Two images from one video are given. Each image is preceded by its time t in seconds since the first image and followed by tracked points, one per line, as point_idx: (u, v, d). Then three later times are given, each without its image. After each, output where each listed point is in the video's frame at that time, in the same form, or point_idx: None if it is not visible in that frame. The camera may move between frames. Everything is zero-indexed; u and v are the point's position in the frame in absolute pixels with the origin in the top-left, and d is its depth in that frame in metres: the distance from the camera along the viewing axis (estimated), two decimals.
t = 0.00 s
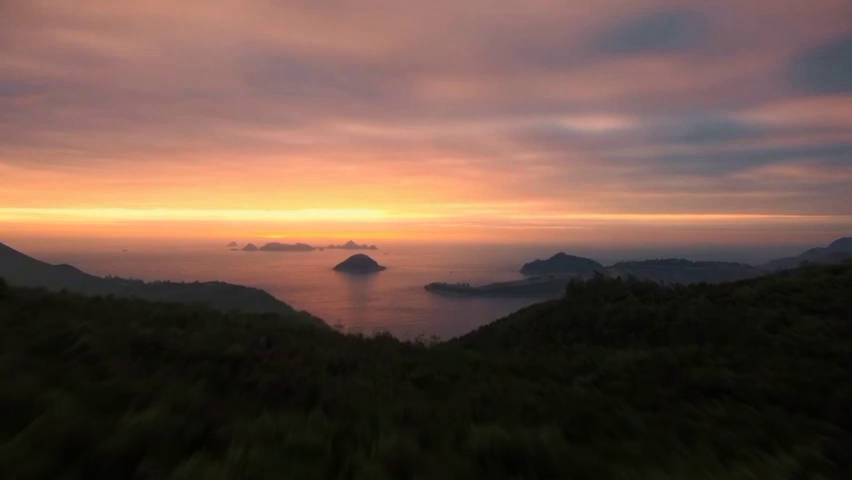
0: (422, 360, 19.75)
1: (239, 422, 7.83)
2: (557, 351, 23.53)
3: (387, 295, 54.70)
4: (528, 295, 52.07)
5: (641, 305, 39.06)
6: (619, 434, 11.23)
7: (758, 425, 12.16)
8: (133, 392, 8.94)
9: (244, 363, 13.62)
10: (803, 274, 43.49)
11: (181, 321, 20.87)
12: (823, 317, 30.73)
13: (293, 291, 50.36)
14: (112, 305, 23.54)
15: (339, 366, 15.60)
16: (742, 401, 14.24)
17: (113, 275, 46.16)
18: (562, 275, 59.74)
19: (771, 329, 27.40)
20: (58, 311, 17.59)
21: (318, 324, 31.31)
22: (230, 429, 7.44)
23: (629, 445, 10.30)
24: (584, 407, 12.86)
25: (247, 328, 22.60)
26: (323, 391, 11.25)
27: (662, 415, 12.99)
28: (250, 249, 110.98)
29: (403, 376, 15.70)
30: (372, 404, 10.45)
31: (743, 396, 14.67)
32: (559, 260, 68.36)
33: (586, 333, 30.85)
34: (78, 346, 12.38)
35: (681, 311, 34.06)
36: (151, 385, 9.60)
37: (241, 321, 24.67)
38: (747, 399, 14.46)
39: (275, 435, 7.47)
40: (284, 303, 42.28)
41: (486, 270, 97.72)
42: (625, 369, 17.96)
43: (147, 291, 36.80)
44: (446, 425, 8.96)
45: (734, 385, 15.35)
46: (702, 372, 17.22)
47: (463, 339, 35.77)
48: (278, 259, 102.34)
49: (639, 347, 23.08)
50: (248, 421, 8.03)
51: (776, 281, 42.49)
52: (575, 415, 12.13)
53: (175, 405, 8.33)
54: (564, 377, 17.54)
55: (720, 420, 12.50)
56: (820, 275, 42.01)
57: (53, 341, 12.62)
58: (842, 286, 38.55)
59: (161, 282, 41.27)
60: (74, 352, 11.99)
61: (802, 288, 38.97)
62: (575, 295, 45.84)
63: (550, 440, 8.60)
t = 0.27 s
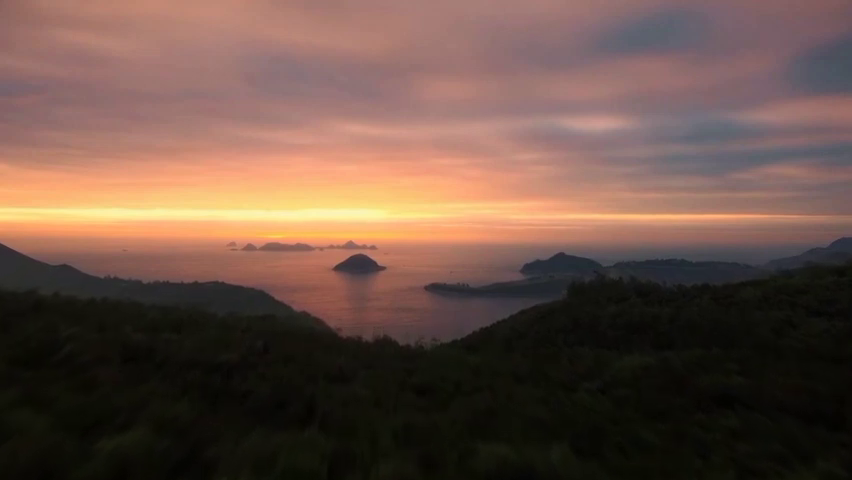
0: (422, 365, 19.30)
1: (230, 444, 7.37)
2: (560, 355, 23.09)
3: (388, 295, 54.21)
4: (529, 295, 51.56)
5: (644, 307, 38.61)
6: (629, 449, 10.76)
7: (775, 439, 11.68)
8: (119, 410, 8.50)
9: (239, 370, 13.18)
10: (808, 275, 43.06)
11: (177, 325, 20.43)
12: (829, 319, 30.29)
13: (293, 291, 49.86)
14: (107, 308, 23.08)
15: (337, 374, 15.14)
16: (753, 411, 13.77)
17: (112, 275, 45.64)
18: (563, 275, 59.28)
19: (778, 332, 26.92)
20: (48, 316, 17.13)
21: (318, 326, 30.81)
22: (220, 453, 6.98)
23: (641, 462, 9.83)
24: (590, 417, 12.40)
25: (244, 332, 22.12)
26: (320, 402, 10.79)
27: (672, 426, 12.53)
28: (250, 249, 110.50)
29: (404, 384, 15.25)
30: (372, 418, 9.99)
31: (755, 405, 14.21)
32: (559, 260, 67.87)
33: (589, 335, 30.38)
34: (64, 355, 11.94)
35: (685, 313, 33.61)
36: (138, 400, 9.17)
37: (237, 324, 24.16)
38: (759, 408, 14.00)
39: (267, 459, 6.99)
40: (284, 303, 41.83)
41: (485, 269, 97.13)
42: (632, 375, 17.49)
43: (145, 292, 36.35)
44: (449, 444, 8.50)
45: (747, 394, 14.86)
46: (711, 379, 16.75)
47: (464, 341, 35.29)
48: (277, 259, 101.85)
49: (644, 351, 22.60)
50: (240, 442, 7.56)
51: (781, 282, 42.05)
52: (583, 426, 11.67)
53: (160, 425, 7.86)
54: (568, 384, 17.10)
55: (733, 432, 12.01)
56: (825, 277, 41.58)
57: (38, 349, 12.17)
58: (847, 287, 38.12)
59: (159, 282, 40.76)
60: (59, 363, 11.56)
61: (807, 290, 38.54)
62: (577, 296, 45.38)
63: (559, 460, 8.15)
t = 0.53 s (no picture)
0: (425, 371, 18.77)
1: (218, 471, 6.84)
2: (566, 360, 22.54)
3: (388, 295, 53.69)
4: (529, 296, 50.97)
5: (648, 309, 38.07)
6: (643, 465, 10.23)
7: (794, 453, 11.15)
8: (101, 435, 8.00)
9: (232, 378, 12.62)
10: (813, 276, 42.52)
11: (171, 329, 19.89)
12: (837, 322, 29.75)
13: (293, 291, 49.36)
14: (100, 311, 22.54)
15: (335, 382, 14.58)
16: (769, 423, 13.24)
17: (111, 275, 45.17)
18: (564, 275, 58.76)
19: (786, 336, 26.37)
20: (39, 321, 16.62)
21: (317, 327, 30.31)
22: None
23: None
24: (600, 429, 11.82)
25: (241, 336, 21.59)
26: (318, 415, 10.27)
27: (685, 438, 12.00)
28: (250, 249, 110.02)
29: (405, 393, 14.69)
30: (372, 436, 9.41)
31: (770, 416, 13.67)
32: (559, 260, 67.26)
33: (593, 338, 29.83)
34: (47, 368, 11.39)
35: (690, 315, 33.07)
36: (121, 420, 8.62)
37: (235, 327, 23.64)
38: (774, 420, 13.47)
39: None
40: (284, 303, 41.33)
41: (484, 269, 96.75)
42: (641, 382, 16.95)
43: (143, 293, 35.84)
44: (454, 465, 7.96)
45: (762, 403, 14.28)
46: (723, 386, 16.19)
47: (466, 343, 34.75)
48: (276, 259, 101.29)
49: (651, 357, 22.03)
50: (228, 469, 7.04)
51: (786, 283, 41.52)
52: (593, 439, 11.14)
53: (141, 449, 7.36)
54: (574, 392, 16.53)
55: (752, 446, 11.42)
56: (830, 278, 41.05)
57: (21, 363, 11.62)
58: None
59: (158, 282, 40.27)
60: (41, 377, 11.00)
61: (813, 291, 38.00)
62: (579, 297, 44.83)
63: None
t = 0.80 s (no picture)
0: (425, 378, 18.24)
1: None
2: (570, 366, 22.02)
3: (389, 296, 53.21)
4: (530, 296, 50.46)
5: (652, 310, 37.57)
6: None
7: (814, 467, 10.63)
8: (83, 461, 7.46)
9: (224, 388, 12.08)
10: (818, 277, 42.03)
11: (166, 334, 19.37)
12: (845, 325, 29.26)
13: (293, 291, 48.89)
14: (93, 315, 22.02)
15: (332, 391, 14.04)
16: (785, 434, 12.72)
17: (111, 275, 44.71)
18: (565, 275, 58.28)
19: (794, 339, 25.88)
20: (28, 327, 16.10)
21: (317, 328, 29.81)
22: None
23: None
24: (611, 441, 11.27)
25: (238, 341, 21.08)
26: (314, 429, 9.73)
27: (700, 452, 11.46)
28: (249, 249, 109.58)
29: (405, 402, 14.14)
30: (370, 454, 8.88)
31: (785, 426, 13.15)
32: (560, 259, 66.77)
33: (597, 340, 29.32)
34: (29, 381, 10.82)
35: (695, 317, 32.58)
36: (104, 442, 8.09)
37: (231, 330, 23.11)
38: (790, 431, 12.96)
39: None
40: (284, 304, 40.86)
41: (484, 269, 96.28)
42: (649, 390, 16.43)
43: (141, 293, 35.36)
44: None
45: (776, 412, 13.75)
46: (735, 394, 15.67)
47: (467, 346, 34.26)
48: (277, 258, 100.88)
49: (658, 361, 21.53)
50: None
51: (790, 285, 41.03)
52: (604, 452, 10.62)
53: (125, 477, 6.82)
54: (580, 400, 15.98)
55: (769, 461, 10.89)
56: (836, 279, 40.55)
57: (1, 376, 11.09)
58: None
59: (157, 282, 39.81)
60: (22, 392, 10.47)
61: (819, 293, 37.52)
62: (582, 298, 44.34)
63: None
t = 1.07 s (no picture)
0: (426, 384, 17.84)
1: None
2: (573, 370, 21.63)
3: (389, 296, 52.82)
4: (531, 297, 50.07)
5: (654, 312, 37.19)
6: None
7: None
8: None
9: (218, 398, 11.69)
10: (822, 279, 41.64)
11: (161, 338, 18.97)
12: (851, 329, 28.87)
13: (293, 291, 48.48)
14: (88, 318, 21.60)
15: (330, 400, 13.64)
16: (798, 445, 12.33)
17: (110, 274, 44.32)
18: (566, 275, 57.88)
19: (799, 343, 25.48)
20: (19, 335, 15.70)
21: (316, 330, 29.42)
22: None
23: None
24: (619, 455, 10.88)
25: (235, 346, 20.67)
26: (311, 444, 9.35)
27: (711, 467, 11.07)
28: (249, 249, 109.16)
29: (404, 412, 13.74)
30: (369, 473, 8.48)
31: (797, 438, 12.76)
32: (560, 259, 66.38)
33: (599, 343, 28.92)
34: (14, 393, 10.43)
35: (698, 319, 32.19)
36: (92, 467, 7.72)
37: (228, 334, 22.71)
38: (803, 442, 12.57)
39: None
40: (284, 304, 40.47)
41: (484, 269, 95.98)
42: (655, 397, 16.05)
43: (140, 293, 34.96)
44: None
45: (787, 422, 13.36)
46: (744, 402, 15.28)
47: (468, 347, 33.86)
48: (276, 258, 100.49)
49: (662, 366, 21.13)
50: None
51: (794, 286, 40.65)
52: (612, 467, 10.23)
53: None
54: (585, 408, 15.58)
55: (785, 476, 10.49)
56: (840, 281, 40.15)
57: None
58: None
59: (157, 282, 39.41)
60: (7, 405, 10.03)
61: (823, 295, 37.12)
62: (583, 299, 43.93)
63: None
